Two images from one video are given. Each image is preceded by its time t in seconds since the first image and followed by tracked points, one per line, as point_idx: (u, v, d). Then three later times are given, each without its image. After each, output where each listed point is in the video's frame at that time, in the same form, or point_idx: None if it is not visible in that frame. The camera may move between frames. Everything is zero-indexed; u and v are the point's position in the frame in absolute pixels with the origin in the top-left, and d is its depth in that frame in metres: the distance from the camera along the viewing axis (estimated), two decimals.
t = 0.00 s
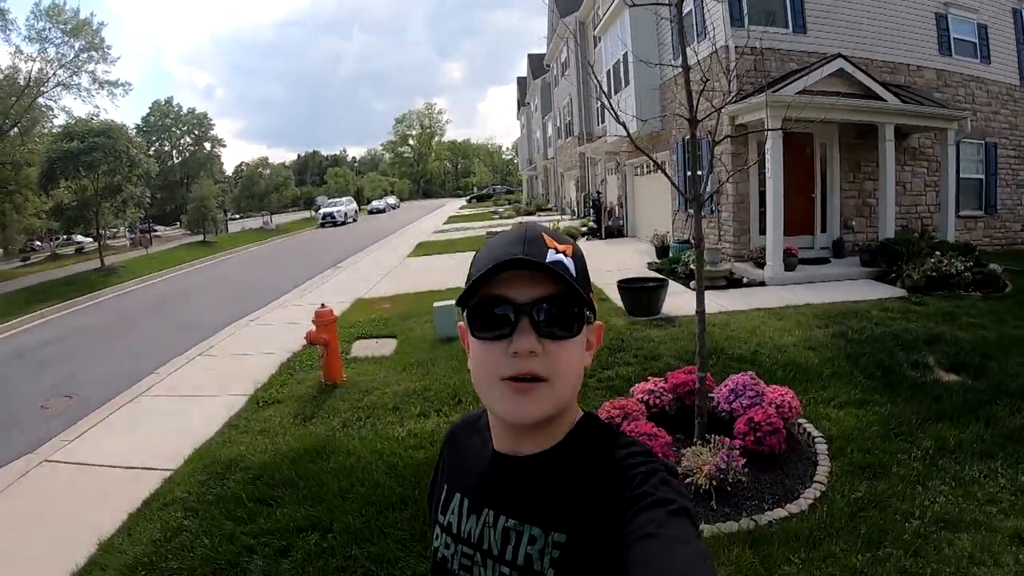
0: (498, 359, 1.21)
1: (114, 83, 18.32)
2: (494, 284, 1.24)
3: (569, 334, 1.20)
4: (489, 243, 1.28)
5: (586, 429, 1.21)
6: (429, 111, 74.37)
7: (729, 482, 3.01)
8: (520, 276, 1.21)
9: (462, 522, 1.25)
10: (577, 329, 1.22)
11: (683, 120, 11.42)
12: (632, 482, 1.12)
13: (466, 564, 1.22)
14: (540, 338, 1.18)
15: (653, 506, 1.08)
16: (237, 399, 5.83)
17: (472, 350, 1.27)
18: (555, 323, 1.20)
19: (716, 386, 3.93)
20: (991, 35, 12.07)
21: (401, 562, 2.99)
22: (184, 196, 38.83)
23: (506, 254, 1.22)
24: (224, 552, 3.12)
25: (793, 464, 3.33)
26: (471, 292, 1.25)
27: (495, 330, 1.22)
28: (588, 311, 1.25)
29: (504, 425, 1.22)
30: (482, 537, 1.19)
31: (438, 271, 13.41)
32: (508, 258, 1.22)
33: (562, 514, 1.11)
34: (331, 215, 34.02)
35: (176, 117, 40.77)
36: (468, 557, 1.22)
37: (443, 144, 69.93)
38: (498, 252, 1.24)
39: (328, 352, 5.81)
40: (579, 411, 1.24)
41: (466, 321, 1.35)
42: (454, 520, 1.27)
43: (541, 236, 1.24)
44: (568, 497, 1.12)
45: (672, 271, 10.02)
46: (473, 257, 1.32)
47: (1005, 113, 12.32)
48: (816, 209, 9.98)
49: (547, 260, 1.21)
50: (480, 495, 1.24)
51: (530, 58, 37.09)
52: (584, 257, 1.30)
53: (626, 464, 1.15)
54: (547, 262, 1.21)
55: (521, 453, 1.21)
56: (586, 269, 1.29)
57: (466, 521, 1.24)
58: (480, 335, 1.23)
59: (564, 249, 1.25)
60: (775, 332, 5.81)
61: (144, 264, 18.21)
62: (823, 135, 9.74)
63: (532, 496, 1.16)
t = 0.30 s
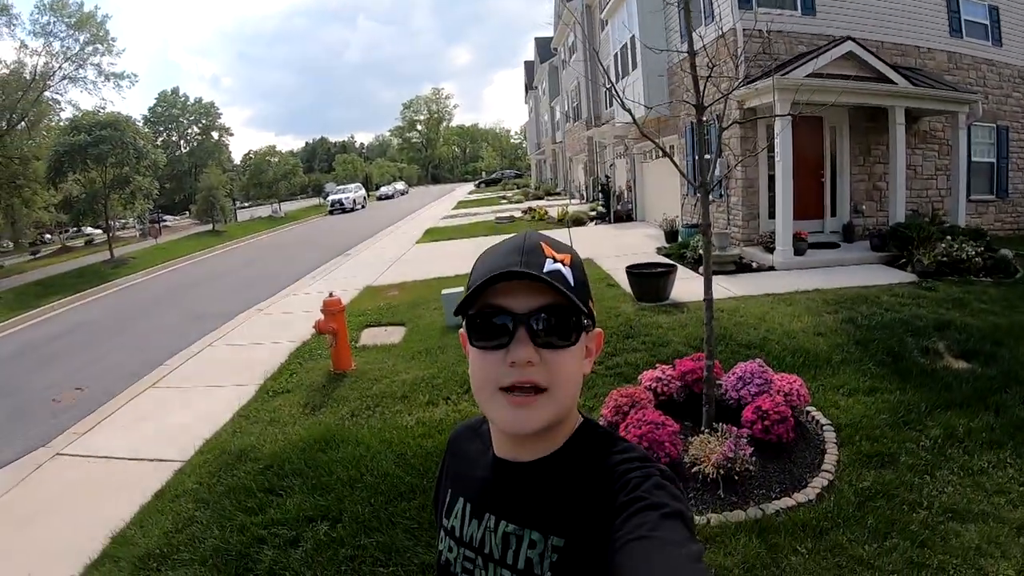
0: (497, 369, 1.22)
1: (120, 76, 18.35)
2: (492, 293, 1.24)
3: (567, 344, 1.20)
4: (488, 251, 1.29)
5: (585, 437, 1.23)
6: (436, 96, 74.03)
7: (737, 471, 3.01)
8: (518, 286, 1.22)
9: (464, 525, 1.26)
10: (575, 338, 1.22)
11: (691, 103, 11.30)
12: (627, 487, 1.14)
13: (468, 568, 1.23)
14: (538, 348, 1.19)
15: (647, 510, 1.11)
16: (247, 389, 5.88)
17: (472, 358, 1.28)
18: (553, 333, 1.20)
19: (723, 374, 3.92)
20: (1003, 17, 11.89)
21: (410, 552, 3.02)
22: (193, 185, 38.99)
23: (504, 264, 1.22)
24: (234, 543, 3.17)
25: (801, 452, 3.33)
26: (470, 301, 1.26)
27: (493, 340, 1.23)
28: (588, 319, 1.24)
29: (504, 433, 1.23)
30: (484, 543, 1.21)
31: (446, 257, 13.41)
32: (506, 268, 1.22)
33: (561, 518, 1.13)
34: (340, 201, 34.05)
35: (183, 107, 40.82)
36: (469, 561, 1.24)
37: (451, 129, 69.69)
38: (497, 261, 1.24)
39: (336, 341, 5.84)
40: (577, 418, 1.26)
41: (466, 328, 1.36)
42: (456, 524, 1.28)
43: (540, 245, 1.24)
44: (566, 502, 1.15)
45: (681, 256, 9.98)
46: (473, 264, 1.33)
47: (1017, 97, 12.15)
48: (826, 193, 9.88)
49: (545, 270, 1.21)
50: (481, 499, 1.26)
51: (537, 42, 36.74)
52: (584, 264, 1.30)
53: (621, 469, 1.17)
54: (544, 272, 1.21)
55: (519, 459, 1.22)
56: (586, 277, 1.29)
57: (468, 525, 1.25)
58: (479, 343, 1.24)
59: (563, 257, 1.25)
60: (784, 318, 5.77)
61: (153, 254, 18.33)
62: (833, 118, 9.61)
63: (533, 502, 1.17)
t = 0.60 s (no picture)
0: (500, 360, 1.22)
1: (129, 67, 18.40)
2: (494, 283, 1.24)
3: (570, 333, 1.21)
4: (489, 241, 1.28)
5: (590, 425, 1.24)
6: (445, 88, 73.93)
7: (740, 467, 3.01)
8: (519, 275, 1.21)
9: (469, 513, 1.27)
10: (578, 327, 1.22)
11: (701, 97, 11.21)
12: (633, 474, 1.15)
13: (472, 556, 1.24)
14: (541, 339, 1.19)
15: (652, 498, 1.11)
16: (254, 378, 5.92)
17: (475, 348, 1.28)
18: (557, 323, 1.20)
19: (729, 368, 3.91)
20: (1016, 13, 11.75)
21: (412, 542, 3.04)
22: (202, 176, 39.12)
23: (505, 254, 1.22)
24: (239, 531, 3.20)
25: (805, 448, 3.33)
26: (471, 291, 1.26)
27: (495, 330, 1.22)
28: (592, 308, 1.24)
29: (508, 422, 1.23)
30: (488, 530, 1.21)
31: (454, 249, 13.41)
32: (508, 258, 1.22)
33: (566, 506, 1.14)
34: (349, 193, 34.10)
35: (192, 98, 40.90)
36: (474, 549, 1.25)
37: (460, 121, 69.60)
38: (498, 251, 1.24)
39: (342, 331, 5.87)
40: (581, 406, 1.26)
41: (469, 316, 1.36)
42: (461, 511, 1.29)
43: (542, 234, 1.23)
44: (571, 490, 1.15)
45: (689, 250, 9.95)
46: (475, 253, 1.32)
47: None
48: (836, 188, 9.81)
49: (547, 260, 1.21)
50: (486, 487, 1.26)
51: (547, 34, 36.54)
52: (588, 252, 1.30)
53: (627, 457, 1.18)
54: (547, 261, 1.21)
55: (524, 448, 1.23)
56: (589, 266, 1.28)
57: (473, 512, 1.26)
58: (481, 333, 1.24)
59: (565, 245, 1.25)
60: (791, 314, 5.75)
61: (162, 245, 18.42)
62: (844, 113, 9.53)
63: (537, 489, 1.18)
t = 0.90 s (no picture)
0: (501, 348, 1.23)
1: (138, 58, 18.46)
2: (496, 270, 1.25)
3: (573, 322, 1.21)
4: (493, 229, 1.28)
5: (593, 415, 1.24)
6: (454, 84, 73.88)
7: (742, 466, 3.00)
8: (522, 263, 1.21)
9: (471, 501, 1.28)
10: (581, 315, 1.22)
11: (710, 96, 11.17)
12: (638, 465, 1.15)
13: (474, 543, 1.26)
14: (543, 328, 1.20)
15: (657, 488, 1.10)
16: (258, 370, 5.95)
17: (477, 336, 1.29)
18: (559, 312, 1.20)
19: (732, 367, 3.90)
20: None
21: (411, 534, 3.05)
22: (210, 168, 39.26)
23: (508, 242, 1.22)
24: (239, 520, 3.22)
25: (807, 449, 3.32)
26: (474, 279, 1.26)
27: (498, 318, 1.23)
28: (595, 296, 1.24)
29: (510, 412, 1.24)
30: (490, 519, 1.23)
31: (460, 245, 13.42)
32: (510, 246, 1.22)
33: (569, 495, 1.14)
34: (356, 187, 34.14)
35: (201, 90, 41.02)
36: (476, 536, 1.26)
37: (469, 117, 69.56)
38: (501, 239, 1.24)
39: (347, 324, 5.88)
40: (585, 396, 1.27)
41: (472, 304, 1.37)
42: (463, 499, 1.31)
43: (545, 220, 1.24)
44: (574, 481, 1.16)
45: (695, 250, 9.93)
46: (479, 240, 1.32)
47: None
48: (844, 191, 9.77)
49: (550, 248, 1.21)
50: (489, 475, 1.28)
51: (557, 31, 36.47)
52: (592, 240, 1.30)
53: (631, 448, 1.18)
54: (549, 249, 1.21)
55: (527, 436, 1.24)
56: (593, 253, 1.28)
57: (474, 501, 1.28)
58: (483, 321, 1.25)
59: (569, 232, 1.25)
60: (796, 315, 5.73)
61: (168, 236, 18.51)
62: (853, 116, 9.48)
63: (539, 480, 1.19)
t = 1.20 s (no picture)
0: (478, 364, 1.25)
1: (144, 54, 18.49)
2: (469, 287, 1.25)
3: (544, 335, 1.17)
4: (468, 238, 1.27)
5: (595, 404, 1.22)
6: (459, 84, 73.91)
7: (748, 468, 2.98)
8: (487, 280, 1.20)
9: (472, 484, 1.29)
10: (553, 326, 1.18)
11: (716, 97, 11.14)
12: (643, 453, 1.13)
13: (473, 527, 1.27)
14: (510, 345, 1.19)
15: (664, 478, 1.08)
16: (261, 366, 5.95)
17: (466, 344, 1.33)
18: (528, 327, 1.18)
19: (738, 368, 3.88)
20: None
21: (414, 533, 3.04)
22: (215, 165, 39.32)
23: (473, 262, 1.24)
24: (241, 517, 3.21)
25: (813, 452, 3.30)
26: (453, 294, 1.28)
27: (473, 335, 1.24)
28: (570, 301, 1.18)
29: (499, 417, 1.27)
30: (489, 504, 1.24)
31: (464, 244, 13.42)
32: (475, 266, 1.23)
33: (571, 480, 1.14)
34: (360, 185, 34.17)
35: (207, 88, 41.10)
36: (477, 520, 1.27)
37: (474, 117, 69.59)
38: (470, 256, 1.25)
39: (351, 322, 5.87)
40: (584, 387, 1.25)
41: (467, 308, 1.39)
42: (464, 482, 1.31)
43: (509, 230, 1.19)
44: (576, 467, 1.15)
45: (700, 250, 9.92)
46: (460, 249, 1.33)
47: None
48: (850, 194, 9.74)
49: (512, 262, 1.18)
50: (490, 459, 1.28)
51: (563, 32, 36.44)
52: (569, 234, 1.19)
53: (638, 435, 1.16)
54: (511, 264, 1.18)
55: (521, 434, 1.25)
56: (570, 251, 1.19)
57: (475, 483, 1.28)
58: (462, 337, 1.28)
59: (536, 237, 1.18)
60: (801, 317, 5.72)
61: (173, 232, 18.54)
62: (859, 119, 9.45)
63: (538, 466, 1.18)
